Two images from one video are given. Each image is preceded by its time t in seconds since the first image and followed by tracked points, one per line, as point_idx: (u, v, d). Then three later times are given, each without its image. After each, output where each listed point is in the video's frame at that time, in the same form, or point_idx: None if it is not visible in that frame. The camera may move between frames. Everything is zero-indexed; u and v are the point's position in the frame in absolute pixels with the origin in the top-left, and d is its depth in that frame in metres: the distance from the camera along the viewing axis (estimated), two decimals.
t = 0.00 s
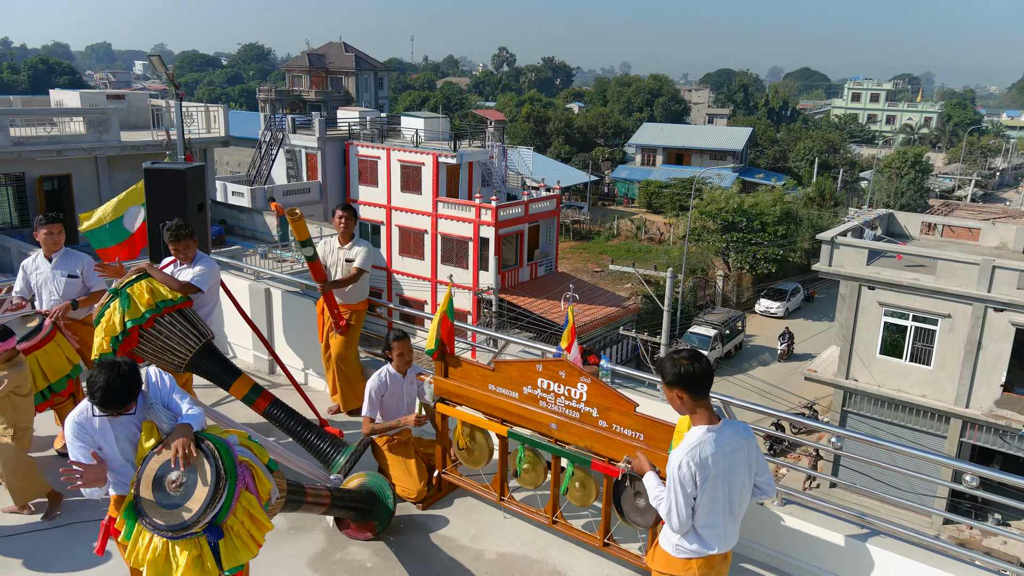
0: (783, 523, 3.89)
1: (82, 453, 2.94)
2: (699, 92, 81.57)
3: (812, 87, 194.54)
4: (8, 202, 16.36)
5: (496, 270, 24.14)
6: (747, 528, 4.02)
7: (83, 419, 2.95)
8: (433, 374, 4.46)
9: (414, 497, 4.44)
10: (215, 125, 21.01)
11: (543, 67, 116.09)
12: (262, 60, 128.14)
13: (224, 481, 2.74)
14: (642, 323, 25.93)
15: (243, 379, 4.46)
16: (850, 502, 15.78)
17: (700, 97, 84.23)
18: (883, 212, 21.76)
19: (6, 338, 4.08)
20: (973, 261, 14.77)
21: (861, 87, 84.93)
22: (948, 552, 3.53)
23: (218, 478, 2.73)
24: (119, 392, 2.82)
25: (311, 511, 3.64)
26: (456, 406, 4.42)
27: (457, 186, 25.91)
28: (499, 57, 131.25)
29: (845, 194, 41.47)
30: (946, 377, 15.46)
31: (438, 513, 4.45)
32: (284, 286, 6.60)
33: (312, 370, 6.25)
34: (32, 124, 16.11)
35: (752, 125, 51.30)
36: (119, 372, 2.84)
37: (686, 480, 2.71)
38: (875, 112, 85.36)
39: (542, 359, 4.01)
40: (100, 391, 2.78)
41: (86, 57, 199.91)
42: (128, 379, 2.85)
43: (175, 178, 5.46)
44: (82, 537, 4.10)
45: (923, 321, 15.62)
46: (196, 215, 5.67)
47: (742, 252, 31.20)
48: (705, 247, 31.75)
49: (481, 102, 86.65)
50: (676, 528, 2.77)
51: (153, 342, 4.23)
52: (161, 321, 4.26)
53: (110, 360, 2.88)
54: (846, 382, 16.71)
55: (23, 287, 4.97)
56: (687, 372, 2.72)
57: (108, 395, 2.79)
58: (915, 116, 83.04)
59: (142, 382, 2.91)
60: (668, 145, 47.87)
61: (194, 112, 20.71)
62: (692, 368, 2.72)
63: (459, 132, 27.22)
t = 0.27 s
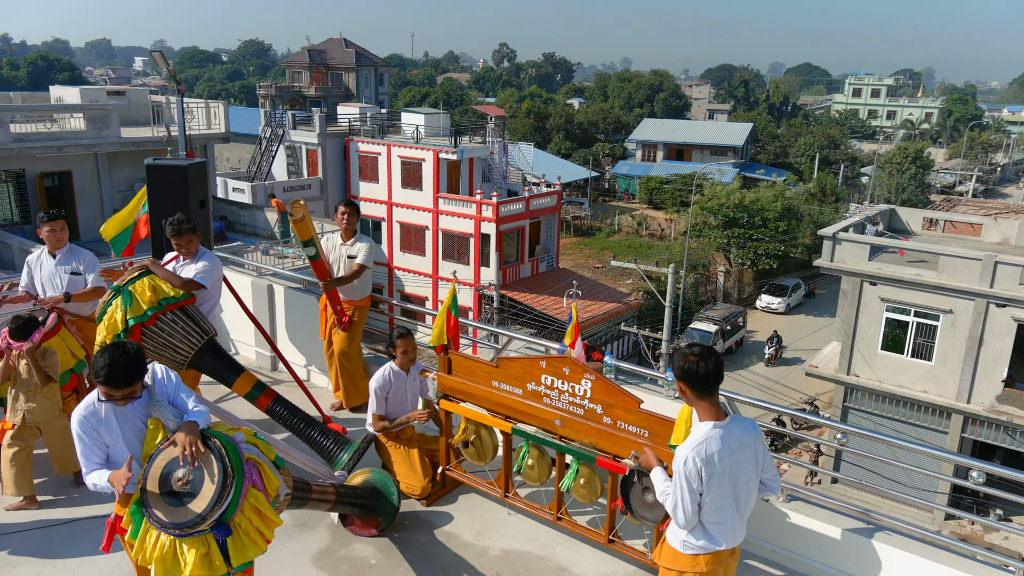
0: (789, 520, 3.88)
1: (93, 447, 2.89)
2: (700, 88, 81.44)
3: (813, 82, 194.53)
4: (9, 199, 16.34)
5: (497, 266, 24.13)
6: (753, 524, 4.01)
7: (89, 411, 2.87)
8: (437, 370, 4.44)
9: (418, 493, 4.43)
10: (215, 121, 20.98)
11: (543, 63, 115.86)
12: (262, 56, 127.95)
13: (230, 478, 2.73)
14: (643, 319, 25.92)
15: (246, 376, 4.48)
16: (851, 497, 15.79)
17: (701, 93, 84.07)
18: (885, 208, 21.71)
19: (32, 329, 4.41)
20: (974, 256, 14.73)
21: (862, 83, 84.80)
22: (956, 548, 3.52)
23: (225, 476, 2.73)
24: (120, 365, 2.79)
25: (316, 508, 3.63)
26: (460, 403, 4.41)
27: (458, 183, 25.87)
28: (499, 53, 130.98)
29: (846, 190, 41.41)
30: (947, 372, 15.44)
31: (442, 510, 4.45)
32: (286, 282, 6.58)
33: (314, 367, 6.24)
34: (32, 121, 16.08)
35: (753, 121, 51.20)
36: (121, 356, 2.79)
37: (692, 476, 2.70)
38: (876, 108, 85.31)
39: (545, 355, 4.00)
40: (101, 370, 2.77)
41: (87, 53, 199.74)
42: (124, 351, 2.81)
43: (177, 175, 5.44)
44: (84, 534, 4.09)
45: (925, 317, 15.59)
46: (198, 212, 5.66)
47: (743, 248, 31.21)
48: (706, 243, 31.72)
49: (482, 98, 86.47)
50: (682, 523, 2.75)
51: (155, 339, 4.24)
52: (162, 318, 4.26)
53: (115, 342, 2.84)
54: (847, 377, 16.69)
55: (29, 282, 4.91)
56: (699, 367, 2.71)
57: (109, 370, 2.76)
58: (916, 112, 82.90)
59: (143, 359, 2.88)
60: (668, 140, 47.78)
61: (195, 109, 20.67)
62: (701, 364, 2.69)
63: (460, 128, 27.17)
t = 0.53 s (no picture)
0: (794, 516, 3.87)
1: (95, 444, 2.87)
2: (701, 83, 81.26)
3: (814, 77, 194.01)
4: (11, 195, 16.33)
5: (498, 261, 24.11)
6: (758, 520, 4.00)
7: (96, 407, 2.87)
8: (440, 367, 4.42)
9: (422, 490, 4.43)
10: (216, 117, 20.95)
11: (544, 58, 115.62)
12: (262, 52, 127.72)
13: (237, 477, 2.73)
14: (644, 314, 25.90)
15: (248, 373, 4.49)
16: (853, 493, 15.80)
17: (702, 88, 83.87)
18: (886, 203, 21.67)
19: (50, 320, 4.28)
20: (976, 251, 14.70)
21: (864, 78, 84.60)
22: (961, 543, 3.52)
23: (230, 476, 2.72)
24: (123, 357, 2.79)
25: (321, 504, 3.63)
26: (464, 399, 4.39)
27: (459, 178, 25.82)
28: (499, 48, 130.66)
29: (848, 185, 41.32)
30: (949, 368, 15.44)
31: (446, 506, 4.44)
32: (288, 278, 6.57)
33: (317, 363, 6.23)
34: (33, 117, 16.05)
35: (754, 116, 51.11)
36: (119, 341, 2.78)
37: (698, 473, 2.66)
38: (877, 103, 85.14)
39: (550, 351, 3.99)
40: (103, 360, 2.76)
41: (87, 49, 199.42)
42: (124, 340, 2.79)
43: (179, 169, 5.42)
44: (90, 530, 4.09)
45: (926, 312, 15.58)
46: (200, 207, 5.62)
47: (744, 244, 31.21)
48: (706, 239, 31.66)
49: (482, 93, 86.28)
50: (688, 520, 2.72)
51: (156, 340, 4.20)
52: (162, 318, 4.23)
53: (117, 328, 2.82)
54: (849, 373, 16.69)
55: (36, 278, 4.82)
56: (705, 367, 2.56)
57: (104, 350, 2.74)
58: (917, 107, 82.67)
59: (141, 340, 2.86)
60: (669, 135, 47.68)
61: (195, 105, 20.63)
62: (709, 364, 2.55)
63: (461, 123, 27.11)
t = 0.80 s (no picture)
0: (798, 511, 3.86)
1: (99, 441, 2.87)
2: (702, 76, 81.04)
3: (816, 70, 193.32)
4: (11, 190, 16.31)
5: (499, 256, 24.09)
6: (762, 515, 3.99)
7: (100, 403, 2.87)
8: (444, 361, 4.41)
9: (426, 485, 4.42)
10: (216, 111, 20.91)
11: (544, 52, 115.29)
12: (262, 45, 127.40)
13: (241, 471, 2.72)
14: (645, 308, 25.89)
15: (248, 372, 4.45)
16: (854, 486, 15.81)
17: (702, 81, 83.65)
18: (888, 197, 21.63)
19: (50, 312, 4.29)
20: (978, 245, 14.67)
21: (865, 71, 84.38)
22: (966, 539, 3.49)
23: (235, 469, 2.71)
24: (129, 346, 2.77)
25: (325, 499, 3.62)
26: (468, 394, 4.38)
27: (459, 172, 25.77)
28: (499, 41, 130.23)
29: (849, 178, 41.23)
30: (950, 362, 15.43)
31: (450, 501, 4.43)
32: (291, 273, 6.56)
33: (320, 358, 6.23)
34: (33, 111, 16.02)
35: (755, 109, 50.99)
36: (126, 329, 2.77)
37: (703, 468, 2.58)
38: (878, 96, 85.04)
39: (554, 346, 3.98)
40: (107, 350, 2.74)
41: (86, 42, 198.89)
42: (126, 330, 2.76)
43: (181, 163, 5.39)
44: (94, 526, 4.08)
45: (928, 306, 15.55)
46: (202, 202, 5.61)
47: (745, 238, 31.18)
48: (708, 232, 31.61)
49: (482, 86, 86.04)
50: (692, 515, 2.63)
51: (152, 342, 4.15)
52: (159, 319, 4.18)
53: (120, 320, 2.80)
54: (850, 367, 16.68)
55: (38, 272, 4.78)
56: (715, 363, 2.54)
57: (109, 338, 2.72)
58: (919, 100, 82.40)
59: (145, 329, 2.84)
60: (670, 129, 47.56)
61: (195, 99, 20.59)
62: (721, 358, 2.52)
63: (462, 117, 27.06)
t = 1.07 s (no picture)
0: (803, 505, 3.85)
1: (99, 432, 2.84)
2: (703, 70, 80.82)
3: (817, 63, 192.76)
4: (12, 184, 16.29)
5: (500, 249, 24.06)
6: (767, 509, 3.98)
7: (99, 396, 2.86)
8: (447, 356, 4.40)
9: (429, 479, 4.41)
10: (217, 105, 20.86)
11: (545, 45, 114.95)
12: (262, 39, 127.09)
13: (242, 464, 2.71)
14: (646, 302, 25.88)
15: (248, 368, 4.46)
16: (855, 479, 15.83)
17: (703, 75, 83.44)
18: (890, 190, 21.58)
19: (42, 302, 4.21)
20: (980, 238, 14.64)
21: (866, 64, 84.18)
22: (973, 532, 3.49)
23: (236, 463, 2.71)
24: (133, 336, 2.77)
25: (327, 493, 3.61)
26: (471, 388, 4.37)
27: (460, 166, 25.71)
28: (499, 34, 129.89)
29: (850, 172, 41.13)
30: (952, 355, 15.42)
31: (453, 495, 4.43)
32: (292, 267, 6.53)
33: (322, 352, 6.22)
34: (33, 105, 15.97)
35: (756, 103, 50.86)
36: (127, 321, 2.75)
37: (708, 463, 2.55)
38: (880, 89, 84.83)
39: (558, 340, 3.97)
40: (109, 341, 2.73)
41: (85, 36, 198.40)
42: (127, 321, 2.76)
43: (182, 157, 5.37)
44: (96, 521, 4.07)
45: (930, 300, 15.52)
46: (203, 195, 5.57)
47: (747, 232, 31.08)
48: (709, 226, 31.56)
49: (483, 79, 85.83)
50: (698, 509, 2.60)
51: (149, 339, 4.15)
52: (156, 317, 4.16)
53: (122, 311, 2.80)
54: (851, 360, 16.67)
55: (37, 268, 4.74)
56: (721, 358, 2.52)
57: (108, 328, 2.70)
58: (920, 93, 82.22)
59: (145, 321, 2.83)
60: (671, 123, 47.45)
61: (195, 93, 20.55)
62: (726, 352, 2.50)
63: (462, 111, 26.99)
